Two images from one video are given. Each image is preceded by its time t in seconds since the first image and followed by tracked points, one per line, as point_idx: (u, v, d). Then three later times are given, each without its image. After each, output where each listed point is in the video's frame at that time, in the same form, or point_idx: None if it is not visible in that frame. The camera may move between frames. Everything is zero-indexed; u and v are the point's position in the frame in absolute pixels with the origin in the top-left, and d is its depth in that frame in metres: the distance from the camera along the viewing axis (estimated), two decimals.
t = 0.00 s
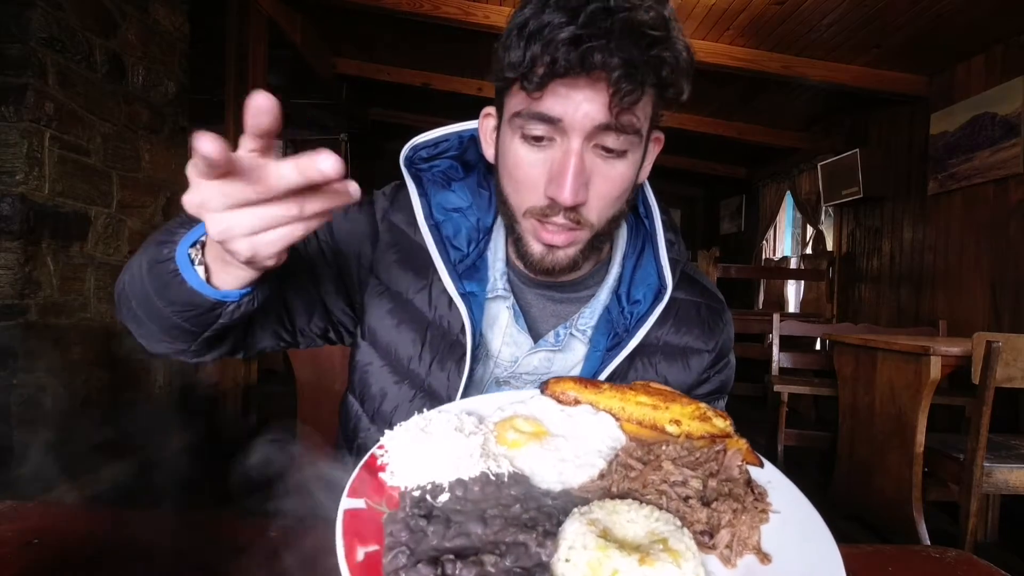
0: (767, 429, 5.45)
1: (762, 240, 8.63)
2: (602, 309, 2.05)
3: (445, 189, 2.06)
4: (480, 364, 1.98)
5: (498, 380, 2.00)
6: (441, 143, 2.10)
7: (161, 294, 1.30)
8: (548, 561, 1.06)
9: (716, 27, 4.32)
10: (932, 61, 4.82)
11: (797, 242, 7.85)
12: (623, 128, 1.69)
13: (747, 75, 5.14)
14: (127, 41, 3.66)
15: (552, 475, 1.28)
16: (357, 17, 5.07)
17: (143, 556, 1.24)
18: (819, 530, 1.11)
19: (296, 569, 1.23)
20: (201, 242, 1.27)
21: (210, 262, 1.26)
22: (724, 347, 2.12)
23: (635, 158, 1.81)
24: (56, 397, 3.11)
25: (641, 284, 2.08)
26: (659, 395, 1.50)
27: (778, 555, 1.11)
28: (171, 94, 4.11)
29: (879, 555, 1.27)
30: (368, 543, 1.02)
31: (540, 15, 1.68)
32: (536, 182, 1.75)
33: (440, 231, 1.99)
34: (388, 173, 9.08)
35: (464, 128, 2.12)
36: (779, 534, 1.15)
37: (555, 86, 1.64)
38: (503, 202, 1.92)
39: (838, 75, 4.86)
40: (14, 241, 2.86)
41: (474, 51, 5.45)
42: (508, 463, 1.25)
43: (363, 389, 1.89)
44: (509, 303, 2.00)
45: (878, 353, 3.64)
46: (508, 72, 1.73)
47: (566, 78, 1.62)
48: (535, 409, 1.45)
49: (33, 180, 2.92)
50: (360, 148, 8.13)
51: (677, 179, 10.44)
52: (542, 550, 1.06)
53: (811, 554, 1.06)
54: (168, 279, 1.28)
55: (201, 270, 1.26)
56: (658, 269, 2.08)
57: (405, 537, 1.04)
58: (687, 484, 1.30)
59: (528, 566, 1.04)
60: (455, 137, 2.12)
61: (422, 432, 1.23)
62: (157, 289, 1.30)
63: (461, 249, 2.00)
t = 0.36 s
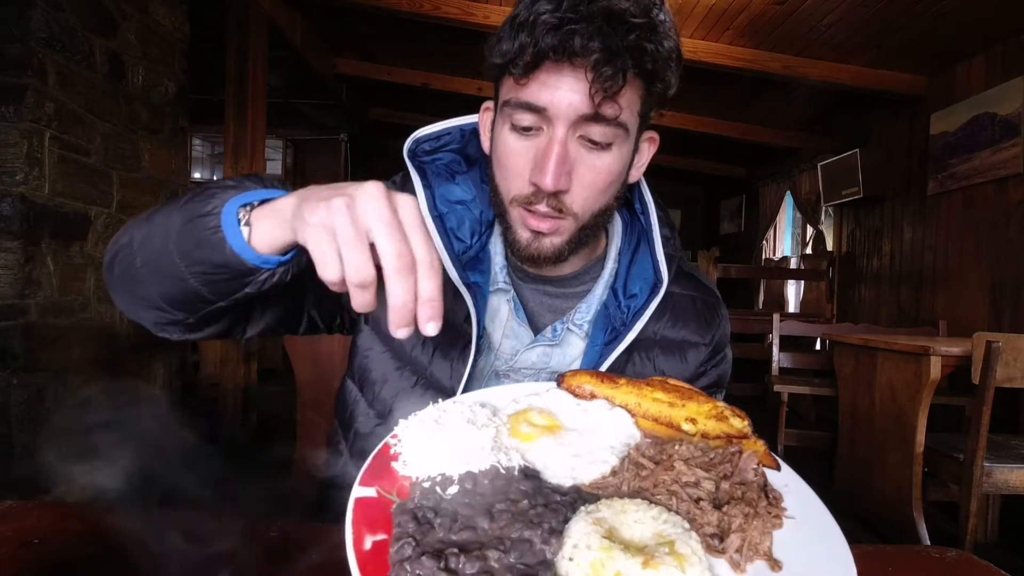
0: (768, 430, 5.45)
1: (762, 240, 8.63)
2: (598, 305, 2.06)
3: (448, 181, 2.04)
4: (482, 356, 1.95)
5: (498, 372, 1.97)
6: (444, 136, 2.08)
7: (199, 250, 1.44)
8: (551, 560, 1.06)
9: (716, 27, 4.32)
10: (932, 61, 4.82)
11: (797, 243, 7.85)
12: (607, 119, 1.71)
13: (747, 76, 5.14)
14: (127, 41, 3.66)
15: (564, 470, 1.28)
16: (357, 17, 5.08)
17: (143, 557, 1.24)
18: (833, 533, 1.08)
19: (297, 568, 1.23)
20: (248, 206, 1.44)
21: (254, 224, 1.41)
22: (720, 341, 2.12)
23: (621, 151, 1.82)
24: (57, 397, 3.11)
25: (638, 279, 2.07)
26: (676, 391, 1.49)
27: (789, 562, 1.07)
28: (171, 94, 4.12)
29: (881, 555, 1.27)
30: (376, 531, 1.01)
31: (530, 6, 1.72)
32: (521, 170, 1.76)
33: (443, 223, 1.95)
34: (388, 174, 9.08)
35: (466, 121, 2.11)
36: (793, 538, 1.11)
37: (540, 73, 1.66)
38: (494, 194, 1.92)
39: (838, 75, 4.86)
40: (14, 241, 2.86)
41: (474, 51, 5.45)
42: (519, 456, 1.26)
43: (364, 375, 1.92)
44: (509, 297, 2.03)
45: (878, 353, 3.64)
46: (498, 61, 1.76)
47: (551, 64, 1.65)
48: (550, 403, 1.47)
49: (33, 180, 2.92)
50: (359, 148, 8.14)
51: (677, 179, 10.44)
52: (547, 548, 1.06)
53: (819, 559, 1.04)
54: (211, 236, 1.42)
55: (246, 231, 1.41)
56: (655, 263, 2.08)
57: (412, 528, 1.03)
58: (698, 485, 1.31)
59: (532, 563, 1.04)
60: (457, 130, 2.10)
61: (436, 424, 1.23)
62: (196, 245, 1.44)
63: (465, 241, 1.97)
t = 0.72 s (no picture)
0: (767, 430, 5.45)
1: (762, 240, 8.63)
2: (606, 306, 2.05)
3: (461, 176, 2.06)
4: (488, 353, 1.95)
5: (503, 371, 1.97)
6: (456, 131, 2.09)
7: (237, 219, 1.48)
8: (550, 561, 1.06)
9: (716, 27, 4.32)
10: (932, 61, 4.82)
11: (797, 243, 7.85)
12: (629, 111, 1.72)
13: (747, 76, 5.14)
14: (127, 41, 3.66)
15: (561, 472, 1.29)
16: (357, 17, 5.08)
17: (144, 557, 1.24)
18: (832, 533, 1.07)
19: (298, 568, 1.23)
20: (291, 178, 1.49)
21: (297, 195, 1.45)
22: (727, 346, 2.14)
23: (640, 143, 1.82)
24: (57, 397, 3.11)
25: (646, 281, 2.08)
26: (672, 395, 1.53)
27: (788, 560, 1.07)
28: (171, 94, 4.12)
29: (879, 555, 1.27)
30: (374, 535, 1.01)
31: (540, 8, 1.72)
32: (545, 171, 1.76)
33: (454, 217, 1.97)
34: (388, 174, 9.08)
35: (479, 116, 2.09)
36: (791, 537, 1.11)
37: (560, 73, 1.66)
38: (512, 197, 1.92)
39: (838, 75, 4.86)
40: (14, 241, 2.86)
41: (474, 51, 5.45)
42: (517, 460, 1.26)
43: (372, 365, 1.95)
44: (518, 295, 2.03)
45: (878, 353, 3.64)
46: (513, 65, 1.74)
47: (571, 63, 1.65)
48: (547, 407, 1.48)
49: (33, 179, 2.92)
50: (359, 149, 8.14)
51: (677, 179, 10.43)
52: (545, 549, 1.06)
53: (820, 557, 1.03)
54: (249, 204, 1.46)
55: (288, 202, 1.45)
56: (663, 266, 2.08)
57: (410, 532, 1.03)
58: (696, 485, 1.30)
59: (531, 564, 1.04)
60: (470, 125, 2.10)
61: (433, 430, 1.24)
62: (232, 214, 1.48)
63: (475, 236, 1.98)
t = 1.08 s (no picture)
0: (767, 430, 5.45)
1: (762, 240, 8.63)
2: (614, 305, 2.06)
3: (471, 178, 2.04)
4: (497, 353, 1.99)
5: (511, 369, 2.03)
6: (466, 134, 2.08)
7: (238, 239, 1.50)
8: (550, 561, 1.05)
9: (716, 27, 4.32)
10: (932, 61, 4.82)
11: (797, 243, 7.85)
12: (649, 140, 1.69)
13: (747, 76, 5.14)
14: (127, 41, 3.66)
15: (560, 473, 1.29)
16: (357, 17, 5.08)
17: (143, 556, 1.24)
18: (832, 533, 1.07)
19: (298, 567, 1.23)
20: (292, 201, 1.50)
21: (295, 218, 1.47)
22: (730, 347, 2.11)
23: (657, 164, 1.81)
24: (57, 397, 3.11)
25: (654, 281, 2.07)
26: (672, 395, 1.52)
27: (787, 561, 1.07)
28: (171, 94, 4.12)
29: (880, 555, 1.27)
30: (374, 536, 1.01)
31: (557, 35, 1.60)
32: (567, 198, 1.78)
33: (465, 219, 1.96)
34: (387, 174, 9.08)
35: (490, 120, 2.10)
36: (791, 537, 1.11)
37: (583, 107, 1.61)
38: (529, 211, 1.94)
39: (838, 75, 4.86)
40: (14, 241, 2.86)
41: (474, 51, 5.45)
42: (516, 460, 1.27)
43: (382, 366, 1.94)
44: (528, 295, 2.03)
45: (879, 353, 3.63)
46: (532, 94, 1.69)
47: (594, 101, 1.59)
48: (547, 407, 1.48)
49: (33, 180, 2.92)
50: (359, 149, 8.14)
51: (677, 179, 10.43)
52: (545, 550, 1.06)
53: (820, 558, 1.03)
54: (251, 224, 1.48)
55: (287, 225, 1.47)
56: (671, 266, 2.06)
57: (411, 532, 1.03)
58: (696, 485, 1.30)
59: (532, 565, 1.04)
60: (480, 129, 2.10)
61: (433, 429, 1.24)
62: (235, 234, 1.50)
63: (486, 237, 1.98)
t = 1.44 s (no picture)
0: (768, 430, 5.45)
1: (762, 240, 8.63)
2: (610, 302, 2.03)
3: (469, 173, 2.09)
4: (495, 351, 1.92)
5: (509, 368, 1.95)
6: (463, 131, 2.10)
7: (269, 218, 1.36)
8: (549, 562, 1.05)
9: (716, 27, 4.32)
10: (932, 61, 4.82)
11: (797, 243, 7.85)
12: (650, 110, 1.70)
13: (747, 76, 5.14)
14: (127, 41, 3.66)
15: (559, 474, 1.29)
16: (356, 17, 5.08)
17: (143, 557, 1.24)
18: (831, 531, 1.08)
19: (298, 567, 1.23)
20: (328, 176, 1.38)
21: (334, 192, 1.34)
22: (726, 343, 2.15)
23: (654, 144, 1.81)
24: (57, 397, 3.11)
25: (649, 277, 2.10)
26: (669, 395, 1.54)
27: (786, 558, 1.07)
28: (171, 94, 4.12)
29: (879, 555, 1.27)
30: (373, 540, 1.01)
31: (560, 12, 1.69)
32: (570, 173, 1.70)
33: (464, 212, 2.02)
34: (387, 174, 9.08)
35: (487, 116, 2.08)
36: (789, 536, 1.11)
37: (586, 75, 1.63)
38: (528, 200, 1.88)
39: (838, 75, 4.86)
40: (14, 241, 2.86)
41: (474, 51, 5.45)
42: (515, 462, 1.27)
43: (381, 360, 1.93)
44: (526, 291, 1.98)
45: (878, 353, 3.64)
46: (532, 70, 1.71)
47: (598, 67, 1.62)
48: (545, 409, 1.49)
49: (33, 180, 2.92)
50: (359, 149, 8.14)
51: (677, 179, 10.43)
52: (544, 550, 1.06)
53: (819, 556, 1.03)
54: (281, 205, 1.35)
55: (324, 201, 1.34)
56: (667, 263, 2.09)
57: (410, 535, 1.03)
58: (694, 484, 1.30)
59: (530, 566, 1.04)
60: (477, 125, 2.10)
61: (429, 433, 1.25)
62: (262, 215, 1.37)
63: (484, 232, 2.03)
